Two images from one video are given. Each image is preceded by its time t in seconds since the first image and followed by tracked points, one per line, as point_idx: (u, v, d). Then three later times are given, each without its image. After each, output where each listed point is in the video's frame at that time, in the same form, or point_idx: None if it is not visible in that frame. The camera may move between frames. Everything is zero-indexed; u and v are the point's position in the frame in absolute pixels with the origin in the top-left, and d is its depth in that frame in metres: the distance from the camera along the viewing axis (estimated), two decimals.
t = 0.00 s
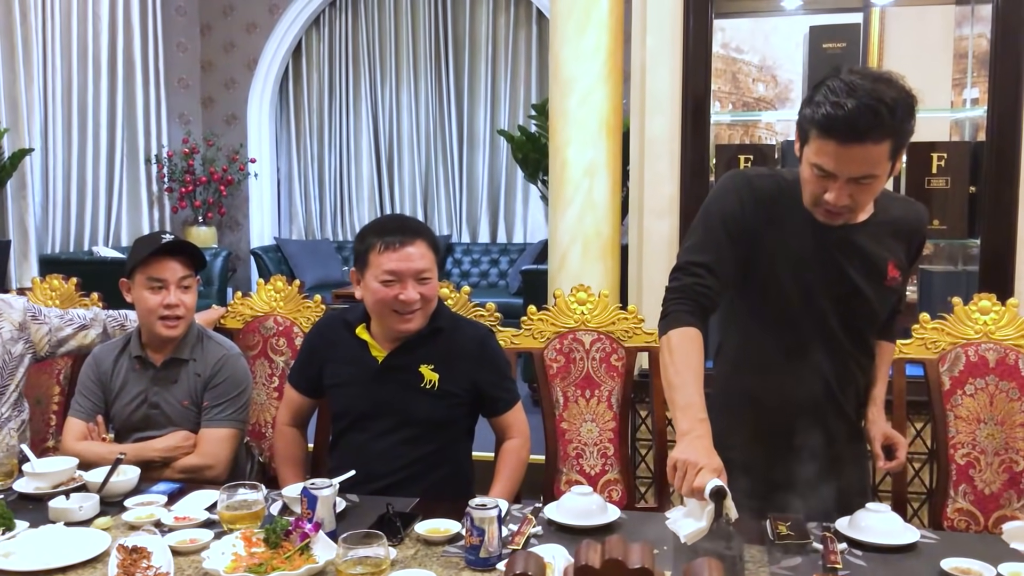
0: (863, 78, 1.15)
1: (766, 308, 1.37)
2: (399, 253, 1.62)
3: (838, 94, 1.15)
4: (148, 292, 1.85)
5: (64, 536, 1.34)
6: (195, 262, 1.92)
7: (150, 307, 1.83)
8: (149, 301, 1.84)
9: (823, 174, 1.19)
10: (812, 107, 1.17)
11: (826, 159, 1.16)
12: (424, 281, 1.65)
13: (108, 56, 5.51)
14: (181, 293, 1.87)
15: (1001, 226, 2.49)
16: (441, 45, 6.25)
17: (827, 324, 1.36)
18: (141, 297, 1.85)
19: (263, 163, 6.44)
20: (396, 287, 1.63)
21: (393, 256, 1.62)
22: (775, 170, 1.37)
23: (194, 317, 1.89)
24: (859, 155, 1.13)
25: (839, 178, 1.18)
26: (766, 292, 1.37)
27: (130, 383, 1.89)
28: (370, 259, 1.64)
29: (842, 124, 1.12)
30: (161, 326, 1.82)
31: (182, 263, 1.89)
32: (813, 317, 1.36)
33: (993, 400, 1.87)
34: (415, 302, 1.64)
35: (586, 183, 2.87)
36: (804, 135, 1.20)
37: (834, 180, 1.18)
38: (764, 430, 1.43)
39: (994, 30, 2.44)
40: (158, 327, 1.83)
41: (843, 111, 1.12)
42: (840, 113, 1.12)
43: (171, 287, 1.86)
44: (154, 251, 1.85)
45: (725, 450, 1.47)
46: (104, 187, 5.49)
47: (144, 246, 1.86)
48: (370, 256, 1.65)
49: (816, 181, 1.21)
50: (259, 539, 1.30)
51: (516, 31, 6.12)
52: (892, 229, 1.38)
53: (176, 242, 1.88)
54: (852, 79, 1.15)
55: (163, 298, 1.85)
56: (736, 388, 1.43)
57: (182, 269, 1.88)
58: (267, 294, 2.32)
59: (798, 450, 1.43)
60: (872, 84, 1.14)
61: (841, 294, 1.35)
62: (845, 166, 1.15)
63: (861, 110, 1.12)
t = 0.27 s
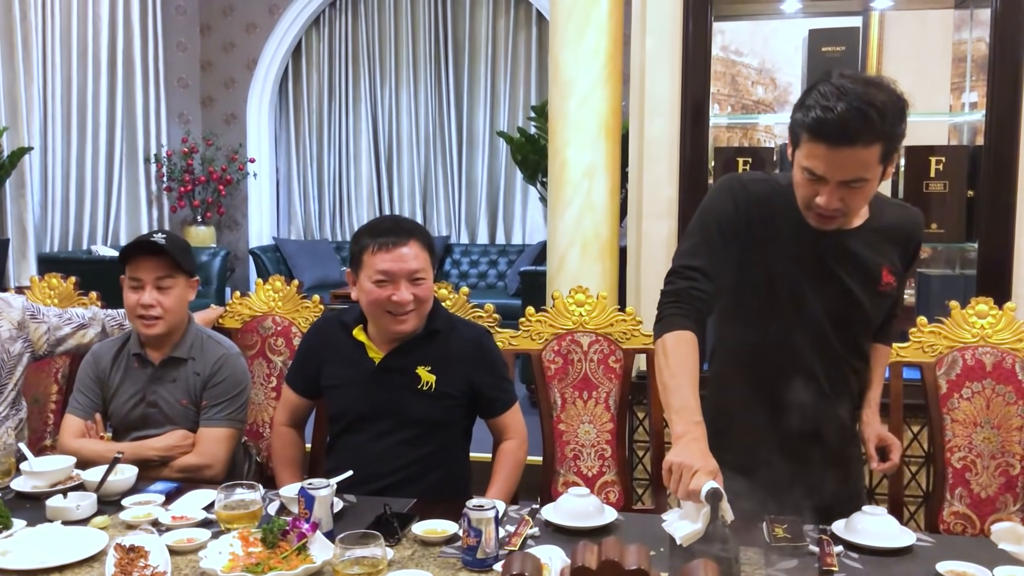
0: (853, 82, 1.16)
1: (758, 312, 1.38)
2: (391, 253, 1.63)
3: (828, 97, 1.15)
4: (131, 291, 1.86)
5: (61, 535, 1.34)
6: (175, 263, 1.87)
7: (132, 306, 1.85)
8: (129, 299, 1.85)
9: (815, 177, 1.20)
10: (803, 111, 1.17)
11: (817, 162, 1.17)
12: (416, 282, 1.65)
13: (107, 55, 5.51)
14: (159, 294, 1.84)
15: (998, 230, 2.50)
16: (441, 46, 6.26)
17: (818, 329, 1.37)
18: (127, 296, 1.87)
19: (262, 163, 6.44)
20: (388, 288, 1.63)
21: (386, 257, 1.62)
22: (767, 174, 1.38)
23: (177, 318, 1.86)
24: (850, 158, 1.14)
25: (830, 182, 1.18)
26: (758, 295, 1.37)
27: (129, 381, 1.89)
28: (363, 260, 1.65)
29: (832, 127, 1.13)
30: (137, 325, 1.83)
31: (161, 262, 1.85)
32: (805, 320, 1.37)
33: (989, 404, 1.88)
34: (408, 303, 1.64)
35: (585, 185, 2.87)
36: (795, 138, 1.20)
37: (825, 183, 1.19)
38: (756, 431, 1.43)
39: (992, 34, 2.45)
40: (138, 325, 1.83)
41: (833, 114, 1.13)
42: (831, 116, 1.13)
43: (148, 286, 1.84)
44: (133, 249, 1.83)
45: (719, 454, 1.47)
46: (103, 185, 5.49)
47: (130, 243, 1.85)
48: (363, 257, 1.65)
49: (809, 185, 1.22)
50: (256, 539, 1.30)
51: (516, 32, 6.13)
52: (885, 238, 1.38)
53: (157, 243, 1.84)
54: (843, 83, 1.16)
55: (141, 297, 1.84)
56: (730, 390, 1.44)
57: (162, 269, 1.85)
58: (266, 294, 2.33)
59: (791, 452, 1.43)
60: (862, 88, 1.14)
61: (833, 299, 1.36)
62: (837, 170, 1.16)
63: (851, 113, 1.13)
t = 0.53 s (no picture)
0: (844, 76, 1.16)
1: (755, 313, 1.38)
2: (393, 251, 1.63)
3: (820, 93, 1.16)
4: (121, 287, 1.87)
5: (61, 532, 1.34)
6: (160, 260, 1.86)
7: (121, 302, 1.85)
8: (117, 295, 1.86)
9: (809, 173, 1.20)
10: (796, 107, 1.18)
11: (811, 159, 1.18)
12: (418, 281, 1.65)
13: (109, 52, 5.50)
14: (143, 290, 1.83)
15: (999, 231, 2.50)
16: (443, 45, 6.25)
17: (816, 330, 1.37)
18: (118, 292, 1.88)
19: (263, 160, 6.44)
20: (388, 285, 1.63)
21: (387, 254, 1.62)
22: (763, 174, 1.38)
23: (162, 317, 1.84)
24: (844, 153, 1.15)
25: (825, 178, 1.19)
26: (755, 296, 1.37)
27: (130, 379, 1.89)
28: (365, 257, 1.65)
29: (826, 122, 1.14)
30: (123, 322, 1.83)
31: (145, 258, 1.85)
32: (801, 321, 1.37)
33: (989, 405, 1.88)
34: (409, 302, 1.64)
35: (586, 185, 2.87)
36: (789, 135, 1.21)
37: (820, 179, 1.20)
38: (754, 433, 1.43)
39: (994, 34, 2.44)
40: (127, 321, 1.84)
41: (826, 110, 1.13)
42: (824, 112, 1.14)
43: (132, 282, 1.84)
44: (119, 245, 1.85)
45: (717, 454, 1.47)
46: (104, 182, 5.49)
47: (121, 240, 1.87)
48: (365, 254, 1.65)
49: (804, 181, 1.22)
50: (256, 536, 1.30)
51: (518, 31, 6.13)
52: (880, 236, 1.38)
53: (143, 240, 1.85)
54: (835, 79, 1.17)
55: (126, 293, 1.84)
56: (727, 392, 1.44)
57: (146, 265, 1.85)
58: (267, 292, 2.32)
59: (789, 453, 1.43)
60: (852, 83, 1.15)
61: (830, 299, 1.36)
62: (831, 165, 1.17)
63: (843, 109, 1.13)
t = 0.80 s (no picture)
0: (829, 57, 1.20)
1: (753, 305, 1.38)
2: (404, 252, 1.61)
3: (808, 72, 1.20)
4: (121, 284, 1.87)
5: (62, 527, 1.34)
6: (159, 256, 1.86)
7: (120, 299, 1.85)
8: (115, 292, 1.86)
9: (803, 153, 1.22)
10: (787, 90, 1.21)
11: (805, 137, 1.20)
12: (426, 281, 1.65)
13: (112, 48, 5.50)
14: (142, 286, 1.83)
15: (1002, 231, 2.49)
16: (445, 42, 6.25)
17: (815, 319, 1.36)
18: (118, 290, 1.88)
19: (265, 157, 6.44)
20: (398, 286, 1.62)
21: (398, 255, 1.61)
22: (749, 170, 1.41)
23: (161, 313, 1.84)
24: (836, 127, 1.17)
25: (820, 155, 1.21)
26: (751, 288, 1.38)
27: (130, 376, 1.89)
28: (373, 258, 1.63)
29: (818, 99, 1.16)
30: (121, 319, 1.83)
31: (143, 254, 1.84)
32: (800, 311, 1.36)
33: (992, 404, 1.87)
34: (418, 302, 1.64)
35: (588, 182, 2.87)
36: (780, 119, 1.23)
37: (815, 157, 1.22)
38: (759, 430, 1.41)
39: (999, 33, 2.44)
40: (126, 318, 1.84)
41: (817, 87, 1.17)
42: (816, 90, 1.17)
43: (131, 279, 1.84)
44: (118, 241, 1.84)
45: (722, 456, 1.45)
46: (106, 178, 5.49)
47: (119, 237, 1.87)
48: (374, 254, 1.63)
49: (798, 162, 1.24)
50: (257, 532, 1.30)
51: (521, 29, 6.12)
52: (868, 221, 1.39)
53: (140, 236, 1.85)
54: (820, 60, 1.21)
55: (124, 290, 1.84)
56: (729, 389, 1.43)
57: (144, 261, 1.85)
58: (268, 288, 2.32)
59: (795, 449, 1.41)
60: (839, 62, 1.19)
61: (828, 286, 1.36)
62: (825, 141, 1.19)
63: (834, 85, 1.16)
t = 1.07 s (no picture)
0: (812, 54, 1.22)
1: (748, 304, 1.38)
2: (410, 253, 1.61)
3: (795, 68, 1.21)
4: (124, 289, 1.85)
5: (61, 525, 1.34)
6: (168, 262, 1.85)
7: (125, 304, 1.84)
8: (123, 297, 1.84)
9: (794, 148, 1.23)
10: (774, 88, 1.22)
11: (796, 132, 1.21)
12: (432, 281, 1.65)
13: (114, 46, 5.50)
14: (152, 292, 1.83)
15: (1005, 232, 2.49)
16: (447, 40, 6.25)
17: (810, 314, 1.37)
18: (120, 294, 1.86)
19: (268, 156, 6.43)
20: (405, 287, 1.62)
21: (404, 256, 1.61)
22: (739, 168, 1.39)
23: (170, 316, 1.85)
24: (825, 120, 1.18)
25: (811, 149, 1.21)
26: (745, 289, 1.37)
27: (129, 373, 1.89)
28: (379, 257, 1.63)
29: (808, 93, 1.18)
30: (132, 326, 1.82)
31: (152, 261, 1.83)
32: (795, 306, 1.37)
33: (994, 404, 1.87)
34: (424, 302, 1.63)
35: (590, 181, 2.86)
36: (769, 117, 1.24)
37: (806, 151, 1.22)
38: (758, 429, 1.42)
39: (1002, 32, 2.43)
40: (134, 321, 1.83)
41: (805, 82, 1.18)
42: (805, 85, 1.18)
43: (141, 285, 1.83)
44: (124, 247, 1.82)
45: (723, 455, 1.45)
46: (108, 176, 5.49)
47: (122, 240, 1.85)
48: (380, 253, 1.63)
49: (789, 158, 1.24)
50: (257, 531, 1.30)
51: (523, 28, 6.11)
52: (849, 211, 1.40)
53: (145, 241, 1.82)
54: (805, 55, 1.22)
55: (133, 296, 1.83)
56: (727, 390, 1.42)
57: (153, 267, 1.84)
58: (269, 287, 2.32)
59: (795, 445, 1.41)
60: (823, 57, 1.21)
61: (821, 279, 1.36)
62: (816, 135, 1.20)
63: (821, 80, 1.18)
